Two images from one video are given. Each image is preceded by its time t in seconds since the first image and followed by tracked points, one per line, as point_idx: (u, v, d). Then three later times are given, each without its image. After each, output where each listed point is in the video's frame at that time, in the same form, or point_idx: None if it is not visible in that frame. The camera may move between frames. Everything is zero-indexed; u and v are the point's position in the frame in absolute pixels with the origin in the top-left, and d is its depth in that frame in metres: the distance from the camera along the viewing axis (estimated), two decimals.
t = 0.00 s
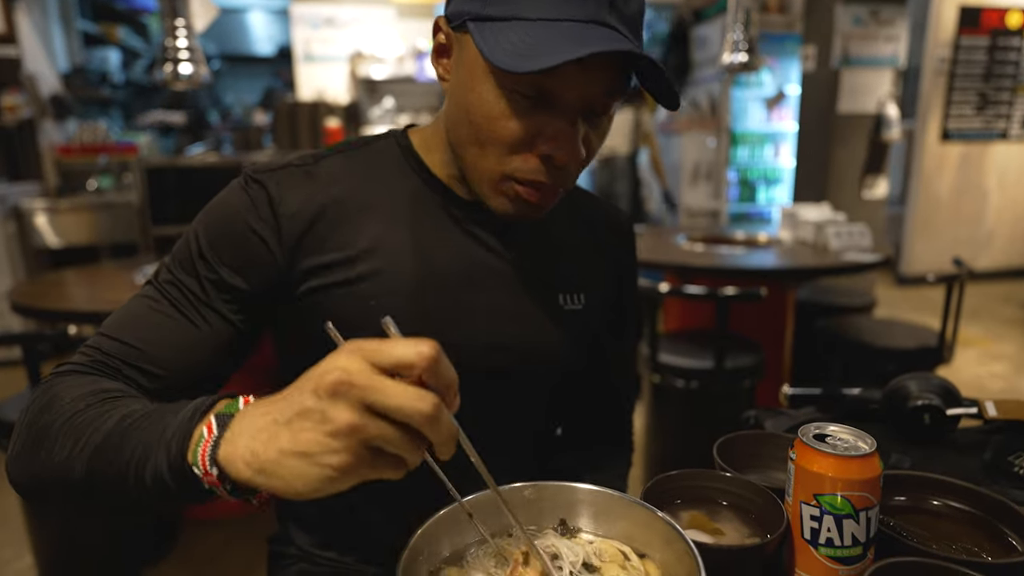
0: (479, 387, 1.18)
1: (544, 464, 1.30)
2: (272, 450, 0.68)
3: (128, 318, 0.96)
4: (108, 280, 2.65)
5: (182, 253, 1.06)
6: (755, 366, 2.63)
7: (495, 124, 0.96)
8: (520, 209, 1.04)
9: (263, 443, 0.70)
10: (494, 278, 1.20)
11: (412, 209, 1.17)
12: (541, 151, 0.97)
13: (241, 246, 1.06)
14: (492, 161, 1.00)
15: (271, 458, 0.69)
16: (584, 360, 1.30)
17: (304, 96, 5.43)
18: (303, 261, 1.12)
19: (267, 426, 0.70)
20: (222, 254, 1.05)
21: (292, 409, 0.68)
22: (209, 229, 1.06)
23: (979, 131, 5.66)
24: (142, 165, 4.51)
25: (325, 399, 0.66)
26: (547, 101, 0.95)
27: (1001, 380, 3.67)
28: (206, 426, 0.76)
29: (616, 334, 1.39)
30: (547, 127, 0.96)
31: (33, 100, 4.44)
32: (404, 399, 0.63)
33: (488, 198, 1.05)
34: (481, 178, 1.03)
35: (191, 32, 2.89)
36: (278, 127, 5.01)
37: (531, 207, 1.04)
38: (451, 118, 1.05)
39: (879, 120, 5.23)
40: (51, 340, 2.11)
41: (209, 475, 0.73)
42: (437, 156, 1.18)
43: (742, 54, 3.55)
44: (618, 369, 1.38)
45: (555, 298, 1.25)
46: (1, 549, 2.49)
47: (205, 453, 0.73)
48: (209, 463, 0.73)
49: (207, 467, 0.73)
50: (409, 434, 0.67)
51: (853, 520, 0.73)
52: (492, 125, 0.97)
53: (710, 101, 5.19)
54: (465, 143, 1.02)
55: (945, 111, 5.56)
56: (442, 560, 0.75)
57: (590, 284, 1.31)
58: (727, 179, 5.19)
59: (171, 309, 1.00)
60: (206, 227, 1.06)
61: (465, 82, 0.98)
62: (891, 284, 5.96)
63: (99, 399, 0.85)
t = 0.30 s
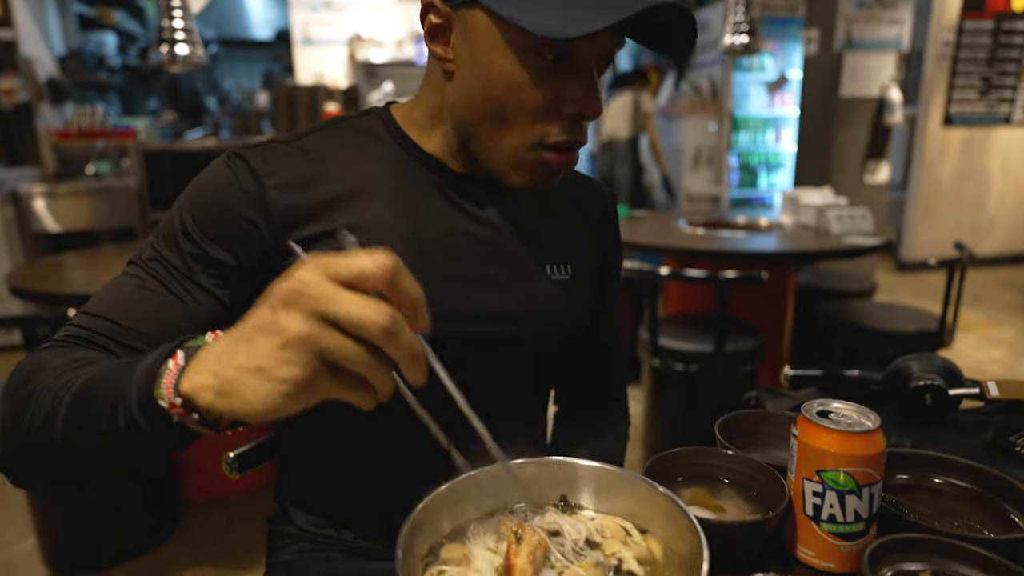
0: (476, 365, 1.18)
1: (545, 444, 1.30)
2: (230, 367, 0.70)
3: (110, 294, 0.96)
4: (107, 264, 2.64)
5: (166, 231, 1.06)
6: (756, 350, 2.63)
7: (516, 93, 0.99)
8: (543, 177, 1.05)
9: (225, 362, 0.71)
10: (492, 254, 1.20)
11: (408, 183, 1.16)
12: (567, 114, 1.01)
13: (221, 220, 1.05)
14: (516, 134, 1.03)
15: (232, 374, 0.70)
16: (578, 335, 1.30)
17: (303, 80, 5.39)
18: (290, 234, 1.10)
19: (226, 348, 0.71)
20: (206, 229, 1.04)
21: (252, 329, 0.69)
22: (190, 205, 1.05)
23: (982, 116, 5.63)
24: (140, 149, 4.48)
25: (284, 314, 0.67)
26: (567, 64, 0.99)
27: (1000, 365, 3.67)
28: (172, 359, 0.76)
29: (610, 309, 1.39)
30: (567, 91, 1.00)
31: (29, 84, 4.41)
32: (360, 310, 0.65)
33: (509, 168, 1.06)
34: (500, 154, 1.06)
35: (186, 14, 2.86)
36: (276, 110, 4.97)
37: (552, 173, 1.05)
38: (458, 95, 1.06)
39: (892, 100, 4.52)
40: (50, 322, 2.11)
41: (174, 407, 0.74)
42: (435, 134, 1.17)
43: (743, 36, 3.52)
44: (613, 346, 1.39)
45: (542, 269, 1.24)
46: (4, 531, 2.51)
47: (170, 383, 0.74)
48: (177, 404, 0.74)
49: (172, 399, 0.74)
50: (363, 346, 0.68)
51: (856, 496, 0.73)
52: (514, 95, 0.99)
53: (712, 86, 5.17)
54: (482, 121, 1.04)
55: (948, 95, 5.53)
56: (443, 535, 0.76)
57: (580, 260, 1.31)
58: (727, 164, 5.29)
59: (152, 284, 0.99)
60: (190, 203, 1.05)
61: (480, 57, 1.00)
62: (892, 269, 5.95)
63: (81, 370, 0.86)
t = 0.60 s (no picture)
0: (481, 337, 1.18)
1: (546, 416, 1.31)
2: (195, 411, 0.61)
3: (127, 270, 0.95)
4: (106, 240, 2.63)
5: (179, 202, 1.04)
6: (755, 327, 2.63)
7: (547, 45, 0.98)
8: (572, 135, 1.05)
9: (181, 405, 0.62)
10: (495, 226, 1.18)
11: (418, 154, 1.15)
12: (596, 66, 1.00)
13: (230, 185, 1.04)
14: (545, 88, 1.01)
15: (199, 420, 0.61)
16: (585, 308, 1.29)
17: (301, 55, 5.32)
18: (313, 203, 1.11)
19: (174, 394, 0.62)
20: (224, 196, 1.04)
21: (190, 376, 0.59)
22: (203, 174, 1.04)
23: (986, 93, 5.58)
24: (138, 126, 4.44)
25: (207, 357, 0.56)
26: (596, 16, 0.98)
27: (997, 343, 3.69)
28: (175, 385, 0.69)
29: (611, 284, 1.40)
30: (598, 41, 0.99)
31: (24, 59, 4.36)
32: (298, 331, 0.54)
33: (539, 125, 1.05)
34: (531, 110, 1.04)
35: None
36: (274, 86, 4.92)
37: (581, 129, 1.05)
38: (484, 53, 1.04)
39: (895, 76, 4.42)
40: (50, 298, 2.10)
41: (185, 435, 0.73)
42: (453, 99, 1.15)
43: (746, 10, 3.46)
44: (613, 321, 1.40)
45: (546, 241, 1.23)
46: (9, 504, 2.53)
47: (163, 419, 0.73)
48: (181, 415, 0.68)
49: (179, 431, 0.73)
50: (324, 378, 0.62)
51: (853, 466, 0.73)
52: (543, 46, 0.98)
53: (712, 62, 5.18)
54: (511, 76, 1.02)
55: (952, 72, 5.48)
56: (441, 503, 0.77)
57: (582, 233, 1.30)
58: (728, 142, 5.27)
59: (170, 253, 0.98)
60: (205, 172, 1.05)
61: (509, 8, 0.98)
62: (891, 248, 5.94)
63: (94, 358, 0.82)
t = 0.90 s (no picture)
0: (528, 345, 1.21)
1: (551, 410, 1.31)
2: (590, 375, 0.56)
3: (219, 212, 0.78)
4: (106, 235, 2.64)
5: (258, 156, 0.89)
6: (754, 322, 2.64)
7: (613, 45, 0.97)
8: (633, 135, 1.05)
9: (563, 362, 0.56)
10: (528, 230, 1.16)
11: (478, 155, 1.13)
12: (660, 64, 0.99)
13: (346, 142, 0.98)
14: (610, 87, 1.00)
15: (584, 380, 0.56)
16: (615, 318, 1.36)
17: (299, 50, 5.29)
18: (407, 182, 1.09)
19: (557, 346, 0.56)
20: (316, 137, 0.94)
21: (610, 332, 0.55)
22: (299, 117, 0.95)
23: (987, 88, 5.57)
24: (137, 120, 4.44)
25: (677, 308, 0.54)
26: (662, 15, 0.97)
27: (996, 337, 3.70)
28: (496, 348, 0.57)
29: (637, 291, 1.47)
30: (663, 39, 0.98)
31: (23, 53, 4.37)
32: (788, 271, 0.57)
33: (602, 126, 1.05)
34: (594, 109, 1.03)
35: None
36: (274, 81, 4.91)
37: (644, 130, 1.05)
38: (548, 52, 1.04)
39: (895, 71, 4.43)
40: (51, 293, 2.11)
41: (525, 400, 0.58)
42: (517, 95, 1.13)
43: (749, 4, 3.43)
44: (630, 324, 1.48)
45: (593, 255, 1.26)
46: (11, 498, 2.54)
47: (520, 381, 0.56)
48: (520, 384, 0.57)
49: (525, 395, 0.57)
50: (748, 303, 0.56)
51: (846, 460, 0.74)
52: (609, 46, 0.97)
53: (713, 56, 5.16)
54: (574, 75, 1.02)
55: (953, 66, 5.47)
56: (439, 497, 0.77)
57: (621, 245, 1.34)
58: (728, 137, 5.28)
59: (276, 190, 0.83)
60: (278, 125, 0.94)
61: (576, 8, 0.98)
62: (891, 242, 5.94)
63: (238, 306, 0.64)
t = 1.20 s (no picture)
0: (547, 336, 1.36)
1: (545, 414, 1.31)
2: (959, 360, 0.45)
3: (331, 156, 0.66)
4: (105, 234, 2.66)
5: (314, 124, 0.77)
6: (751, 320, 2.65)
7: (628, 51, 0.96)
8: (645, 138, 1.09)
9: (921, 355, 0.46)
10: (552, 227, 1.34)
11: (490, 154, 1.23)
12: (674, 67, 0.97)
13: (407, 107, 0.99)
14: (625, 91, 1.01)
15: (952, 374, 0.45)
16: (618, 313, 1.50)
17: (299, 46, 5.37)
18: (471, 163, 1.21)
19: (904, 334, 0.47)
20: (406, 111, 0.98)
21: (955, 300, 0.46)
22: (359, 89, 0.90)
23: (990, 83, 5.54)
24: (136, 118, 4.45)
25: None
26: (676, 17, 0.94)
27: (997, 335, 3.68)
28: (834, 334, 0.46)
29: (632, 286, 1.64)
30: (681, 43, 0.96)
31: (21, 51, 4.43)
32: None
33: (616, 130, 1.07)
34: (609, 113, 1.06)
35: None
36: (273, 80, 4.92)
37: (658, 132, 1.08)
38: (563, 55, 1.05)
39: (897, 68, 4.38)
40: (50, 294, 2.13)
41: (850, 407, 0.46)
42: (531, 97, 1.23)
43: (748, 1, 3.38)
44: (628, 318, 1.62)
45: (602, 259, 1.42)
46: (12, 497, 2.56)
47: (854, 374, 0.45)
48: (857, 380, 0.45)
49: (856, 395, 0.45)
50: None
51: (825, 462, 0.76)
52: (625, 52, 0.96)
53: (716, 53, 5.01)
54: (588, 78, 1.03)
55: (957, 61, 5.43)
56: (426, 499, 0.78)
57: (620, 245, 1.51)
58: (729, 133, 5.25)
59: (377, 151, 0.72)
60: (333, 93, 0.87)
61: (589, 12, 0.97)
62: (893, 238, 5.91)
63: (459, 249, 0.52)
